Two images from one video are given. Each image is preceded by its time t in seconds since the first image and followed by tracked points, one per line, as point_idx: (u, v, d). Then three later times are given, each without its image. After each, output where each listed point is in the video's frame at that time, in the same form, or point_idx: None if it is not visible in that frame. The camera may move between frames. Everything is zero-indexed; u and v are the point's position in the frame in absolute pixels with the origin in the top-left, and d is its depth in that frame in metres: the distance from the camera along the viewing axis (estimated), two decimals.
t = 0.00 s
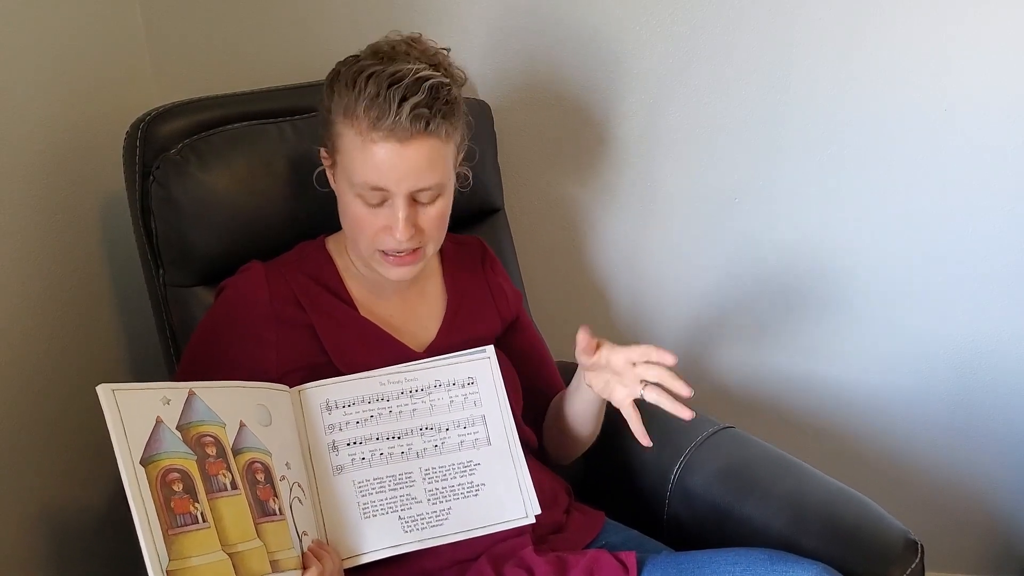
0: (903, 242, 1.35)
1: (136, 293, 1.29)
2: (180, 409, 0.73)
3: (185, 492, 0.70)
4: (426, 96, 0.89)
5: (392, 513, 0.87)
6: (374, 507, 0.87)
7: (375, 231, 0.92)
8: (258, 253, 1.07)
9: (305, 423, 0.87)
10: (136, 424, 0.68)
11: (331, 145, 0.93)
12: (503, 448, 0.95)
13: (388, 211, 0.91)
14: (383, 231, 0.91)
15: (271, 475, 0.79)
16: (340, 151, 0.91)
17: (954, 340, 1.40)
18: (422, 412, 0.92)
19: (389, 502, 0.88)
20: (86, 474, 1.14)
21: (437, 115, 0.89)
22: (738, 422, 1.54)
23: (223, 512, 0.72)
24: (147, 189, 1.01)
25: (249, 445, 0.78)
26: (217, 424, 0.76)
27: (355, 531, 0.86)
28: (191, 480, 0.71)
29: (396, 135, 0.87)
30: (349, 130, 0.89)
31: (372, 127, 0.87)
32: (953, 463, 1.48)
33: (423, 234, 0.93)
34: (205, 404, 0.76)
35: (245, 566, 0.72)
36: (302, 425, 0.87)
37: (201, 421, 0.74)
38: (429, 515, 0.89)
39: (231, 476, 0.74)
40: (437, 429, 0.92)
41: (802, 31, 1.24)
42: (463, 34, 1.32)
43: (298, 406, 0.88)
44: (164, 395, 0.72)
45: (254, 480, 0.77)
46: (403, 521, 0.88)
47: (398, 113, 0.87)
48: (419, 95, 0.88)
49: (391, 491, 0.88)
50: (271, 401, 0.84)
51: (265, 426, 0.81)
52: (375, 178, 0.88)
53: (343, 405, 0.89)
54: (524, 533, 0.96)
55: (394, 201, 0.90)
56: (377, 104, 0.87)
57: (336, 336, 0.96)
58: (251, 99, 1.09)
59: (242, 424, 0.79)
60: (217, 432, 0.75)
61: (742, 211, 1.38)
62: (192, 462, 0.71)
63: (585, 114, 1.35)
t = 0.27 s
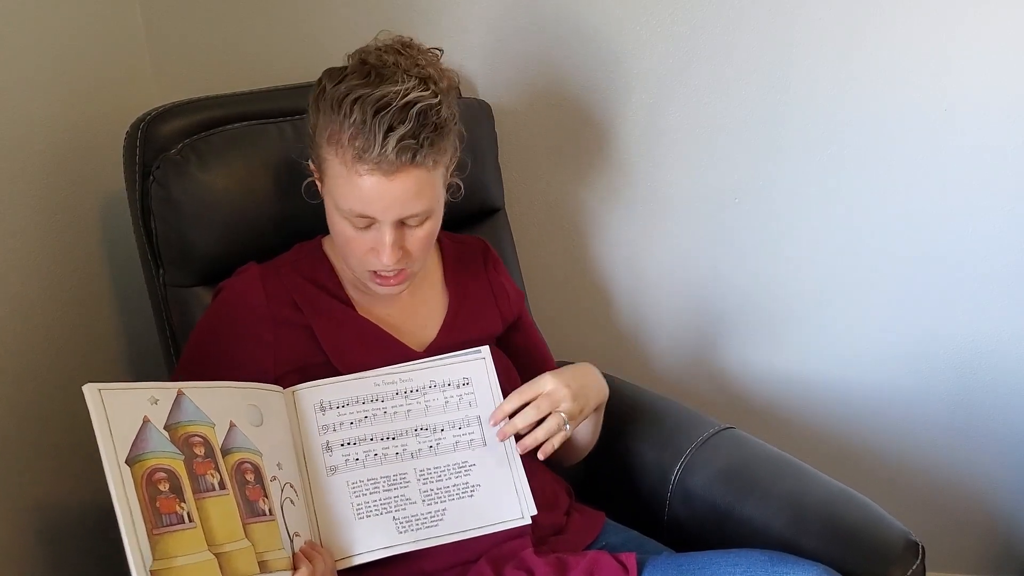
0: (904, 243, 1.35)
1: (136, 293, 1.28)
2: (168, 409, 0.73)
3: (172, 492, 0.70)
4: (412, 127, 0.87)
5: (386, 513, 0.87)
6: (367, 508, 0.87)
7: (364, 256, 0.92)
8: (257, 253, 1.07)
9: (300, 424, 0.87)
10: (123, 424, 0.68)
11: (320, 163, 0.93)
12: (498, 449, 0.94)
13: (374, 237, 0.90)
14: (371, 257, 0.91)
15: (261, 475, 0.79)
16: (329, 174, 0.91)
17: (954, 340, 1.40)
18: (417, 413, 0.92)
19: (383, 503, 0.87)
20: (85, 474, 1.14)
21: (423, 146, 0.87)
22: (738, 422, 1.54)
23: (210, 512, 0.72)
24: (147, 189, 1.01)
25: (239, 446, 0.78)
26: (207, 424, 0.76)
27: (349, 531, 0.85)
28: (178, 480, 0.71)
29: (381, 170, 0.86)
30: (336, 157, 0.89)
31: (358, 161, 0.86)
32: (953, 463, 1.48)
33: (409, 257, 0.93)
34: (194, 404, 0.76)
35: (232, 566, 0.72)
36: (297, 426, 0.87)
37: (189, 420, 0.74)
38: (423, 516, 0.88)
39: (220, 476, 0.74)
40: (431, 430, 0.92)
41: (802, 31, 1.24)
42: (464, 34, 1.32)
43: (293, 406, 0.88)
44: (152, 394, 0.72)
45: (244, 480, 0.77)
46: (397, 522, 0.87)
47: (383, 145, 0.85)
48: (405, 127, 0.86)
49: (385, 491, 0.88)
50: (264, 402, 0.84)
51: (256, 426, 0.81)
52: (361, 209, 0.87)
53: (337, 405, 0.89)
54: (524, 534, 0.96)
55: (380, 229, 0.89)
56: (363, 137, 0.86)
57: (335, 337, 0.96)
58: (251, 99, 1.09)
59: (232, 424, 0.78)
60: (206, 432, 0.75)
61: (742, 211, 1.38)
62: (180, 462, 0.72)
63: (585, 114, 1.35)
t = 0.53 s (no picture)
0: (904, 243, 1.35)
1: (136, 294, 1.28)
2: (134, 410, 0.71)
3: (140, 486, 0.67)
4: (391, 126, 0.86)
5: (371, 508, 0.84)
6: (352, 504, 0.84)
7: (340, 250, 0.92)
8: (257, 253, 1.07)
9: (276, 426, 0.85)
10: (84, 424, 0.67)
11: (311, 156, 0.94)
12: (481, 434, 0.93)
13: (350, 232, 0.90)
14: (347, 252, 0.91)
15: (237, 471, 0.77)
16: (314, 166, 0.91)
17: (954, 340, 1.40)
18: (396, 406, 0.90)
19: (367, 498, 0.85)
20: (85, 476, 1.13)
21: (402, 146, 0.87)
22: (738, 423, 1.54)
23: (183, 505, 0.70)
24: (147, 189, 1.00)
25: (211, 442, 0.76)
26: (177, 423, 0.74)
27: (336, 529, 0.83)
28: (147, 475, 0.68)
29: (355, 164, 0.85)
30: (317, 148, 0.89)
31: (335, 152, 0.86)
32: (953, 463, 1.48)
33: (386, 258, 0.92)
34: (162, 405, 0.73)
35: (210, 557, 0.69)
36: (272, 430, 0.85)
37: (156, 417, 0.72)
38: (410, 508, 0.86)
39: (192, 470, 0.72)
40: (412, 422, 0.90)
41: (802, 31, 1.24)
42: (463, 33, 1.32)
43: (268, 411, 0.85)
44: (113, 395, 0.70)
45: (218, 475, 0.75)
46: (383, 517, 0.85)
47: (359, 140, 0.85)
48: (384, 125, 0.86)
49: (369, 487, 0.85)
50: (238, 403, 0.82)
51: (229, 425, 0.79)
52: (336, 201, 0.87)
53: (314, 407, 0.87)
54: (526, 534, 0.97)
55: (355, 225, 0.89)
56: (342, 130, 0.86)
57: (336, 338, 0.96)
58: (250, 98, 1.09)
59: (203, 423, 0.76)
60: (176, 430, 0.73)
61: (742, 212, 1.37)
62: (148, 458, 0.69)
63: (585, 114, 1.35)
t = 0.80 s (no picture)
0: (904, 243, 1.35)
1: (136, 295, 1.28)
2: (110, 402, 0.69)
3: (117, 473, 0.65)
4: (389, 129, 0.86)
5: (356, 501, 0.84)
6: (337, 497, 0.84)
7: (334, 248, 0.92)
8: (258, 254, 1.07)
9: (257, 424, 0.85)
10: (59, 412, 0.65)
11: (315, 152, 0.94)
12: (461, 428, 0.94)
13: (344, 230, 0.90)
14: (339, 250, 0.92)
15: (216, 463, 0.75)
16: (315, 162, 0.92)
17: (954, 340, 1.40)
18: (377, 402, 0.91)
19: (351, 491, 0.85)
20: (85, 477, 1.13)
21: (399, 149, 0.86)
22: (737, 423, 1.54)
23: (162, 492, 0.68)
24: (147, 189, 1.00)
25: (190, 435, 0.74)
26: (153, 416, 0.72)
27: (321, 522, 0.82)
28: (124, 463, 0.66)
29: (350, 163, 0.86)
30: (318, 145, 0.90)
31: (331, 150, 0.87)
32: (953, 463, 1.48)
33: (378, 258, 0.92)
34: (137, 398, 0.72)
35: (189, 542, 0.67)
36: (253, 428, 0.84)
37: (132, 408, 0.71)
38: (395, 500, 0.86)
39: (170, 460, 0.70)
40: (393, 417, 0.91)
41: (802, 32, 1.24)
42: (463, 33, 1.32)
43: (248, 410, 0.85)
44: (86, 386, 0.68)
45: (197, 465, 0.73)
46: (368, 509, 0.84)
47: (355, 140, 0.85)
48: (382, 127, 0.86)
49: (353, 480, 0.85)
50: (215, 400, 0.81)
51: (207, 420, 0.78)
52: (331, 198, 0.88)
53: (295, 404, 0.87)
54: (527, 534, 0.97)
55: (349, 222, 0.89)
56: (341, 129, 0.86)
57: (336, 337, 0.96)
58: (251, 98, 1.09)
59: (180, 417, 0.75)
60: (153, 422, 0.72)
61: (742, 212, 1.37)
62: (125, 447, 0.67)
63: (585, 114, 1.35)
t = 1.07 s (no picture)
0: (904, 243, 1.35)
1: (136, 295, 1.28)
2: (105, 407, 0.70)
3: (114, 479, 0.66)
4: (389, 124, 0.86)
5: (353, 500, 0.84)
6: (335, 496, 0.84)
7: (333, 246, 0.92)
8: (258, 253, 1.07)
9: (253, 426, 0.85)
10: (54, 418, 0.65)
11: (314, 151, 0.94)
12: (462, 419, 0.93)
13: (344, 227, 0.90)
14: (339, 248, 0.91)
15: (213, 466, 0.76)
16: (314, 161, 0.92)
17: (955, 340, 1.40)
18: (375, 398, 0.90)
19: (349, 490, 0.85)
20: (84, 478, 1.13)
21: (399, 145, 0.87)
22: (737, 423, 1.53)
23: (159, 498, 0.68)
24: (147, 189, 1.00)
25: (186, 438, 0.75)
26: (149, 419, 0.73)
27: (319, 521, 0.82)
28: (120, 469, 0.67)
29: (350, 160, 0.86)
30: (317, 142, 0.90)
31: (330, 148, 0.87)
32: (953, 463, 1.48)
33: (378, 256, 0.92)
34: (133, 402, 0.72)
35: (187, 549, 0.68)
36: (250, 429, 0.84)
37: (128, 412, 0.71)
38: (393, 498, 0.86)
39: (167, 465, 0.71)
40: (391, 413, 0.90)
41: (802, 32, 1.24)
42: (464, 34, 1.32)
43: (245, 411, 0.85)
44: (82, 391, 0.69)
45: (194, 469, 0.73)
46: (366, 508, 0.84)
47: (355, 137, 0.85)
48: (381, 123, 0.86)
49: (350, 479, 0.85)
50: (214, 402, 0.81)
51: (204, 422, 0.78)
52: (331, 195, 0.88)
53: (290, 403, 0.87)
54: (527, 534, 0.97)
55: (349, 219, 0.89)
56: (340, 126, 0.86)
57: (336, 338, 0.95)
58: (251, 98, 1.09)
59: (176, 420, 0.75)
60: (149, 426, 0.72)
61: (743, 212, 1.37)
62: (121, 453, 0.68)
63: (585, 113, 1.35)
